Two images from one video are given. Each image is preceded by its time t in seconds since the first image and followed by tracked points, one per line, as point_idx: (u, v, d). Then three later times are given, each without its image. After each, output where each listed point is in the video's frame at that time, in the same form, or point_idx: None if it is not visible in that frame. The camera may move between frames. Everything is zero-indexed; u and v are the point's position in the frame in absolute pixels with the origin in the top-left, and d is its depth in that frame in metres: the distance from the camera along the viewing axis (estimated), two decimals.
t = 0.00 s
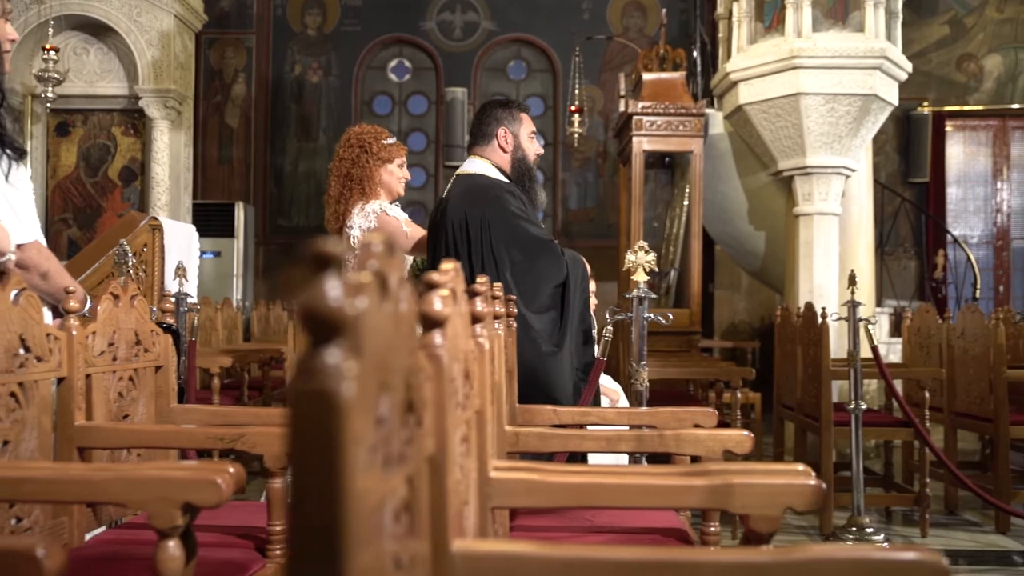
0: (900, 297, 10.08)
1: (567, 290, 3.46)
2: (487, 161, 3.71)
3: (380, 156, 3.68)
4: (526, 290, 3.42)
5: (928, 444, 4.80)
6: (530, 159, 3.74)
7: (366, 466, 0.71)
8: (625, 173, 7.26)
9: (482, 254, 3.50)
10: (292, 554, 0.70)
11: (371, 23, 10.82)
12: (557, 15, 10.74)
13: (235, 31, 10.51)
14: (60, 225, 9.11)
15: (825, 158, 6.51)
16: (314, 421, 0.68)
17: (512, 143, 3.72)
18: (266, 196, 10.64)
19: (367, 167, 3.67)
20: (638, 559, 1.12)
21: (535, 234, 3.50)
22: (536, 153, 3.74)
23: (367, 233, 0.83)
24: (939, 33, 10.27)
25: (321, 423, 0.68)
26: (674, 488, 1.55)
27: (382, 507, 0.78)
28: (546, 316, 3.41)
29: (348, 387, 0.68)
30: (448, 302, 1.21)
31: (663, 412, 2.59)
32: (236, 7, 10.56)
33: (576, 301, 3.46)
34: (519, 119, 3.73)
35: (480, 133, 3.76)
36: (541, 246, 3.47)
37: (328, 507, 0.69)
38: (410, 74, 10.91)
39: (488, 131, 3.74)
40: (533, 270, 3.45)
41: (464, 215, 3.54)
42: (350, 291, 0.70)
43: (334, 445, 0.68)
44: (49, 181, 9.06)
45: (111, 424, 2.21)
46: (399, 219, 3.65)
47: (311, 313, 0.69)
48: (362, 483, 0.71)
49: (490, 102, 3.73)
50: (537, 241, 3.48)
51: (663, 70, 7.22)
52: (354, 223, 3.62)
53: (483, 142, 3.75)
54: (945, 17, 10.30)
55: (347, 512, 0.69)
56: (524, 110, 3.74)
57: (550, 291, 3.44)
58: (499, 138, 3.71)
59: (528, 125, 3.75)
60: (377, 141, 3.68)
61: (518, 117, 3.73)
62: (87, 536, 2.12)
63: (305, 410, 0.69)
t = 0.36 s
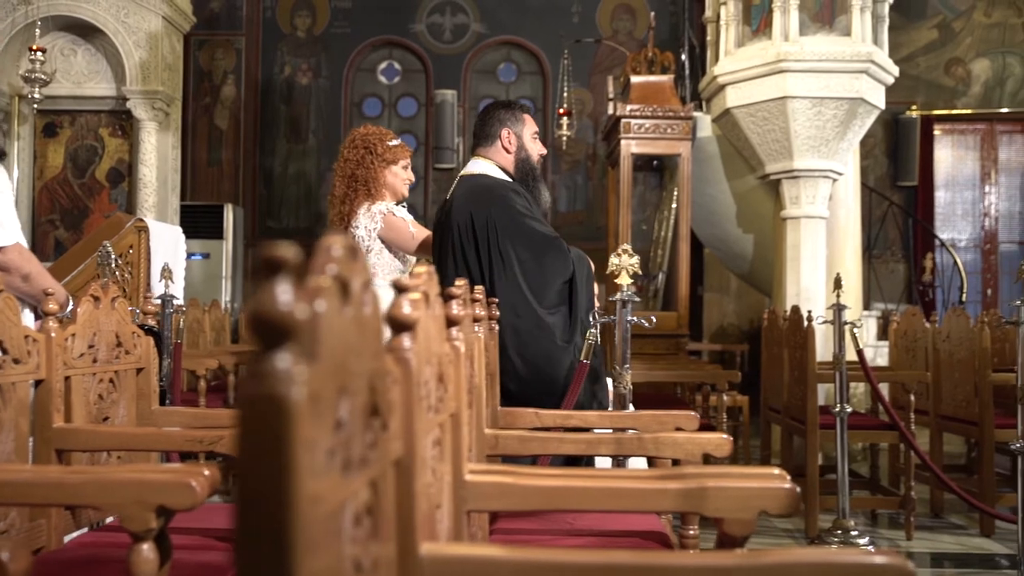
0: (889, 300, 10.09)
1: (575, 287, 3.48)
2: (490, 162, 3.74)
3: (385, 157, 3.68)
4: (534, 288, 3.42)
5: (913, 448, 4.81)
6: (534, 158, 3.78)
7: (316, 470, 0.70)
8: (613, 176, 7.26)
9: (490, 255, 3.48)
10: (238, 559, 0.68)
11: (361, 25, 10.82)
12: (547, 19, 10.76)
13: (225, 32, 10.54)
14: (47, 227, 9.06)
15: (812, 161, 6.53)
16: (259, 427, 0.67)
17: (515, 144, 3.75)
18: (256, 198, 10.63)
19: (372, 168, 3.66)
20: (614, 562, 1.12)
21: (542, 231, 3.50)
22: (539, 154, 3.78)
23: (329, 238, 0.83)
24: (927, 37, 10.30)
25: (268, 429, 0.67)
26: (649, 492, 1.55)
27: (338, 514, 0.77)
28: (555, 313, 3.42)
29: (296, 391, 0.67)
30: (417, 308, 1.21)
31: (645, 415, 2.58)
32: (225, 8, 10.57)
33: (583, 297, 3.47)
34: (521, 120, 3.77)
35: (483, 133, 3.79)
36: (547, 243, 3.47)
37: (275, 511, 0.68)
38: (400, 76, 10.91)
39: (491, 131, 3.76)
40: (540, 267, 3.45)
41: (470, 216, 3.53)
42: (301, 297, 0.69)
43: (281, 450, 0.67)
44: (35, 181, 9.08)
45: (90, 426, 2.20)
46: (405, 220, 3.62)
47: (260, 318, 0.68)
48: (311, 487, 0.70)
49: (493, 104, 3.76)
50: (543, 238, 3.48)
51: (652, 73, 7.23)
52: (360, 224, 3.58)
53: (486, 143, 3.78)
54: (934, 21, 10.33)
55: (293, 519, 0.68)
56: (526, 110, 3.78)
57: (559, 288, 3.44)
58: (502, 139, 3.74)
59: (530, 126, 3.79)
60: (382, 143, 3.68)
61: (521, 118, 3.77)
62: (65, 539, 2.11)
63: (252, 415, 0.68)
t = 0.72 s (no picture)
0: (881, 303, 10.09)
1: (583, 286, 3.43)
2: (497, 163, 3.68)
3: (395, 159, 3.66)
4: (544, 290, 3.36)
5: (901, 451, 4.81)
6: (540, 159, 3.74)
7: (274, 472, 0.70)
8: (605, 178, 7.26)
9: (498, 255, 3.41)
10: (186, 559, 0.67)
11: (355, 26, 10.81)
12: (541, 21, 10.77)
13: (219, 31, 10.61)
14: (37, 226, 9.00)
15: (804, 164, 6.54)
16: (212, 429, 0.67)
17: (522, 144, 3.71)
18: (248, 198, 10.61)
19: (381, 171, 3.66)
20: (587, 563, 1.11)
21: (550, 231, 3.43)
22: (545, 155, 3.75)
23: (296, 240, 0.83)
24: (920, 41, 10.32)
25: (221, 429, 0.67)
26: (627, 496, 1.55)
27: (299, 516, 0.78)
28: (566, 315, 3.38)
29: (249, 394, 0.67)
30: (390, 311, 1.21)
31: (630, 417, 2.57)
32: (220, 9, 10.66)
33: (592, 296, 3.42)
34: (527, 121, 3.73)
35: (488, 135, 3.72)
36: (555, 243, 3.40)
37: (228, 513, 0.67)
38: (394, 77, 10.91)
39: (497, 133, 3.71)
40: (550, 268, 3.39)
41: (477, 217, 3.46)
42: (254, 299, 0.69)
43: (233, 450, 0.66)
44: (26, 180, 9.01)
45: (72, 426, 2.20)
46: (415, 224, 3.62)
47: (215, 321, 0.68)
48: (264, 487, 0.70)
49: (499, 104, 3.70)
50: (552, 238, 3.41)
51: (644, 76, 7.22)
52: (369, 227, 3.58)
53: (493, 143, 3.72)
54: (926, 25, 10.35)
55: (247, 521, 0.67)
56: (532, 112, 3.75)
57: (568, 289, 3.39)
58: (509, 140, 3.69)
59: (536, 127, 3.76)
60: (392, 145, 3.65)
61: (527, 119, 3.73)
62: (46, 540, 2.10)
63: (206, 416, 0.67)
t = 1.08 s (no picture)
0: (871, 305, 10.09)
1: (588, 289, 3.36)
2: (503, 165, 3.64)
3: (404, 164, 3.65)
4: (546, 293, 3.32)
5: (888, 453, 4.82)
6: (546, 162, 3.70)
7: (231, 473, 0.70)
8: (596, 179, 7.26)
9: (503, 258, 3.38)
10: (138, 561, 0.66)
11: (347, 27, 10.80)
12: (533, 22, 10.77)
13: (211, 32, 10.58)
14: (27, 225, 8.96)
15: (793, 167, 6.54)
16: (162, 430, 0.66)
17: (528, 147, 3.67)
18: (239, 198, 10.60)
19: (389, 175, 3.64)
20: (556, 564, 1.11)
21: (554, 232, 3.38)
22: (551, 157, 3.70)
23: (261, 243, 0.82)
24: (911, 45, 10.33)
25: (173, 428, 0.66)
26: (602, 498, 1.55)
27: (260, 517, 0.78)
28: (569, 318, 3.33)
29: (201, 395, 0.67)
30: (361, 313, 1.21)
31: (613, 419, 2.57)
32: (211, 9, 10.61)
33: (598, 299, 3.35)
34: (533, 124, 3.69)
35: (495, 138, 3.70)
36: (559, 245, 3.35)
37: (175, 516, 0.66)
38: (387, 78, 10.92)
39: (503, 135, 3.68)
40: (553, 271, 3.34)
41: (482, 219, 3.44)
42: (207, 301, 0.70)
43: (184, 449, 0.66)
44: (15, 180, 9.00)
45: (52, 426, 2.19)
46: (423, 229, 3.62)
47: (166, 322, 0.68)
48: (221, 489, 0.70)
49: (505, 107, 3.67)
50: (556, 240, 3.37)
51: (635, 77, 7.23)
52: (378, 230, 3.58)
53: (499, 146, 3.68)
54: (918, 28, 10.35)
55: (193, 522, 0.66)
56: (539, 115, 3.70)
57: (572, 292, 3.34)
58: (515, 143, 3.65)
59: (543, 129, 3.71)
60: (401, 150, 3.66)
61: (533, 122, 3.69)
62: (25, 541, 2.09)
63: (158, 415, 0.66)
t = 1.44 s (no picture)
0: (859, 305, 10.11)
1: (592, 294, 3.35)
2: (506, 168, 3.60)
3: (412, 169, 3.66)
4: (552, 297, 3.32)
5: (873, 453, 4.84)
6: (550, 165, 3.66)
7: (184, 475, 0.70)
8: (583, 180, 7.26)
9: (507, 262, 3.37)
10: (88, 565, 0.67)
11: (336, 27, 10.78)
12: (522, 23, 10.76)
13: (200, 32, 10.55)
14: (13, 226, 8.96)
15: (780, 168, 6.56)
16: (111, 431, 0.66)
17: (532, 151, 3.62)
18: (228, 199, 10.57)
19: (397, 180, 3.67)
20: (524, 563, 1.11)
21: (559, 238, 3.38)
22: (556, 161, 3.66)
23: (221, 246, 0.82)
24: (899, 46, 10.35)
25: (121, 428, 0.66)
26: (577, 498, 1.54)
27: (218, 519, 0.78)
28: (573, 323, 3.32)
29: (150, 395, 0.67)
30: (331, 314, 1.21)
31: (594, 421, 2.57)
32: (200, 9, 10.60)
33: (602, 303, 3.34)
34: (538, 127, 3.65)
35: (499, 141, 3.65)
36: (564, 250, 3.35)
37: (126, 518, 0.66)
38: (376, 79, 10.92)
39: (508, 137, 3.63)
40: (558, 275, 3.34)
41: (486, 223, 3.42)
42: (156, 305, 0.71)
43: (133, 449, 0.65)
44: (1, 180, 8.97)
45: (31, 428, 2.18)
46: (429, 234, 3.62)
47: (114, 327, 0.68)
48: (174, 490, 0.70)
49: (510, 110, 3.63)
50: (561, 245, 3.36)
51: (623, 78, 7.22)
52: (383, 235, 3.58)
53: (502, 149, 3.64)
54: (906, 30, 10.37)
55: (142, 523, 0.66)
56: (544, 118, 3.66)
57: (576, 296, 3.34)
58: (519, 147, 3.60)
59: (547, 132, 3.67)
60: (410, 155, 3.67)
61: (538, 125, 3.65)
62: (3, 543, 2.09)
63: (107, 416, 0.66)
